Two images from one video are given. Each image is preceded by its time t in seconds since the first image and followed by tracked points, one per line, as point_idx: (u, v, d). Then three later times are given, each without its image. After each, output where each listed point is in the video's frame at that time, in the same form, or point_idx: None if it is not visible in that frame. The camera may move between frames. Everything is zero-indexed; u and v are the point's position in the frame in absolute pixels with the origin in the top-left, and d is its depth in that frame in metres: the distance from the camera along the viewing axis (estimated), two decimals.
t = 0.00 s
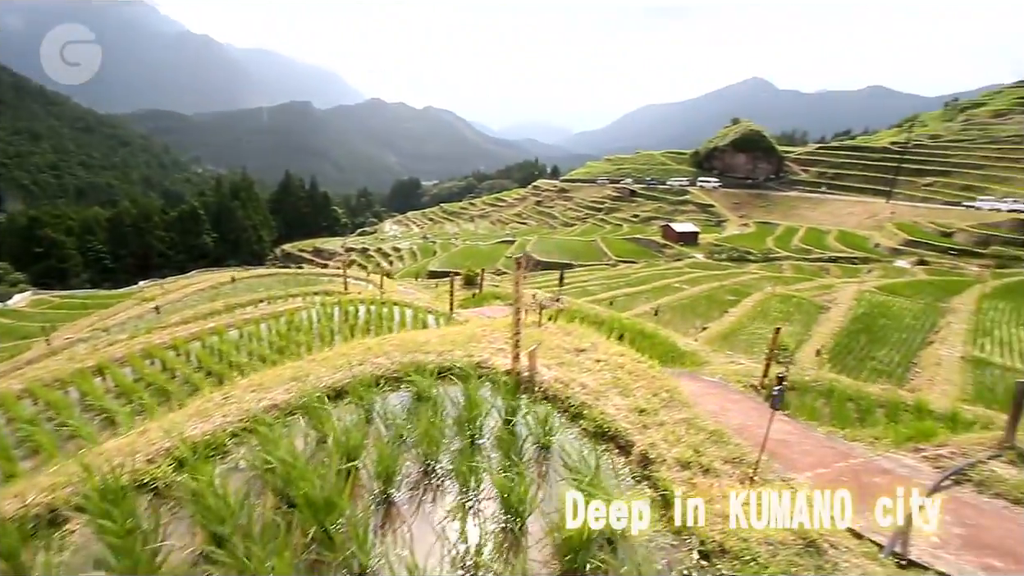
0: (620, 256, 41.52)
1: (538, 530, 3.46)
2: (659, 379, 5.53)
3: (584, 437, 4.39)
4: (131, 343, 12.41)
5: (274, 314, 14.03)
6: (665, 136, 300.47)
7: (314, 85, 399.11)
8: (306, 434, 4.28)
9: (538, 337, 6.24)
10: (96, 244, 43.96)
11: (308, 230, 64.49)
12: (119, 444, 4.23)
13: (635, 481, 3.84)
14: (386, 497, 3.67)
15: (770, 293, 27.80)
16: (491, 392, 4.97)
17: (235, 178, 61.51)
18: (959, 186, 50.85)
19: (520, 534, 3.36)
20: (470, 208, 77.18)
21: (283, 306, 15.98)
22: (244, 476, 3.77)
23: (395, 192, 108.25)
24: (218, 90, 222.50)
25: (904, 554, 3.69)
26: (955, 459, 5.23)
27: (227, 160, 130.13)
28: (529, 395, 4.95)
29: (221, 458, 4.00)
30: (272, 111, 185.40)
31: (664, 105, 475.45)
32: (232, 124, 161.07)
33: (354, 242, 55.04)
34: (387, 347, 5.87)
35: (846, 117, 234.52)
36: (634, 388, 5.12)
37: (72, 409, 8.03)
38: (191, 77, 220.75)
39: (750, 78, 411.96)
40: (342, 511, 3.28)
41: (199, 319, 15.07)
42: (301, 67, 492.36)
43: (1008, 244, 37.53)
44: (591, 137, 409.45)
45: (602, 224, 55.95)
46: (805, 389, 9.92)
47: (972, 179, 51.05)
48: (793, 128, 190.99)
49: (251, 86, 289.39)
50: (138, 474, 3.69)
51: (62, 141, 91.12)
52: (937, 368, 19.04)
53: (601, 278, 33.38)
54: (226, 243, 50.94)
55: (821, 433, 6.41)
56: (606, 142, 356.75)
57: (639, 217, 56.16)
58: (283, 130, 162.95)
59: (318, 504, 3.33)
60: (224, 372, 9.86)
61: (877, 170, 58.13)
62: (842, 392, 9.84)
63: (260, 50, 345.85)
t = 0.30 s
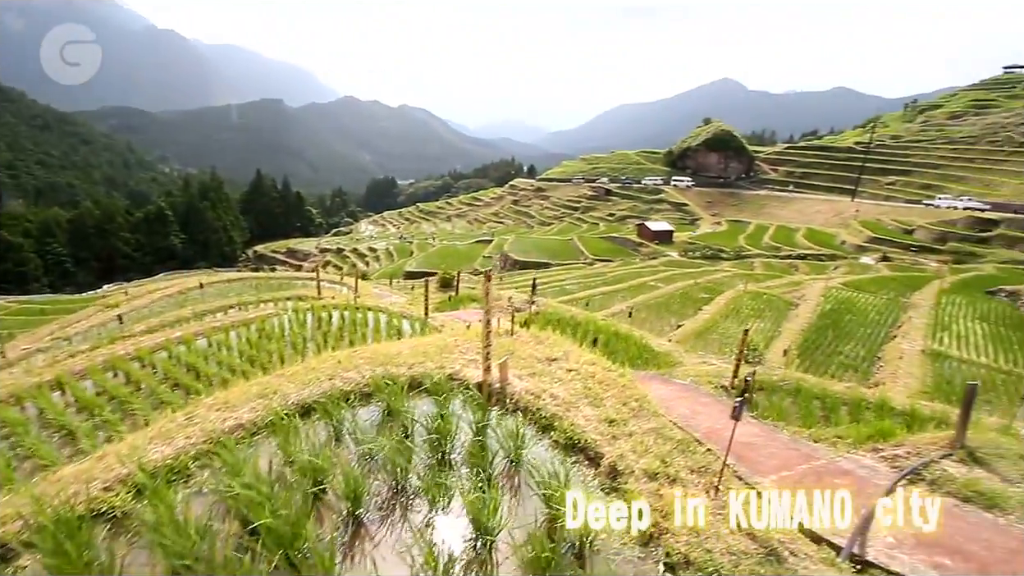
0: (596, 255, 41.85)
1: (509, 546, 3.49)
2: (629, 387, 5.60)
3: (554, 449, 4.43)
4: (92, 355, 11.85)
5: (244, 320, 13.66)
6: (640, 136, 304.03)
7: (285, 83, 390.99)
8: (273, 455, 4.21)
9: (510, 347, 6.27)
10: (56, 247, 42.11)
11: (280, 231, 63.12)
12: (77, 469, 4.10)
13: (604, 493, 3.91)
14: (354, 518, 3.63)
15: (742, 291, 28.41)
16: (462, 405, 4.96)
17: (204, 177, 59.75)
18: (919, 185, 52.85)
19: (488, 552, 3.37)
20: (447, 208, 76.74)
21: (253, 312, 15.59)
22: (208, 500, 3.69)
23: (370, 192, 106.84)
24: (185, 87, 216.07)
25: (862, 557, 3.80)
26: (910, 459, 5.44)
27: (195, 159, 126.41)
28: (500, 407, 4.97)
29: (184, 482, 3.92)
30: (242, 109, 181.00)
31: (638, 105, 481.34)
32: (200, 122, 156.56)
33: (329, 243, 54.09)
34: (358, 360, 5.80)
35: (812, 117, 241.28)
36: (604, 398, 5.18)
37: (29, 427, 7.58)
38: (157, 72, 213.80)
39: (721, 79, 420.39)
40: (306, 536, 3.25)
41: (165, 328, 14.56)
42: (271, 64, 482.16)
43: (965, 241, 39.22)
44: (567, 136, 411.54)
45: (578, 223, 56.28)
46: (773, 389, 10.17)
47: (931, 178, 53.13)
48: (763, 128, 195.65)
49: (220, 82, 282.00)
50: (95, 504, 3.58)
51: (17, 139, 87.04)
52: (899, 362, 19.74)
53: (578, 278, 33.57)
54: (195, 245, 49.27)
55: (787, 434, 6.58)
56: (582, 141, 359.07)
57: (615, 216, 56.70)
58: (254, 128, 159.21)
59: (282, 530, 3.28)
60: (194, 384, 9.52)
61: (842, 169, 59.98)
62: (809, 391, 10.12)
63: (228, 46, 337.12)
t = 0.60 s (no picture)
0: (577, 254, 42.07)
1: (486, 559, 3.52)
2: (605, 397, 5.65)
3: (530, 461, 4.48)
4: (59, 367, 11.44)
5: (220, 327, 13.36)
6: (620, 135, 306.25)
7: (261, 80, 383.58)
8: (247, 476, 4.17)
9: (487, 358, 6.30)
10: (20, 250, 40.60)
11: (257, 231, 61.97)
12: (39, 497, 3.99)
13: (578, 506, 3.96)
14: (328, 540, 3.61)
15: (720, 288, 28.89)
16: (438, 419, 4.96)
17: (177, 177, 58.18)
18: (888, 183, 54.36)
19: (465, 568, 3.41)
20: (428, 208, 76.27)
21: (228, 319, 15.24)
22: (180, 526, 3.65)
23: (350, 192, 105.59)
24: (157, 83, 210.31)
25: (830, 560, 3.98)
26: (876, 461, 5.63)
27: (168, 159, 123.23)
28: (477, 420, 5.00)
29: (154, 507, 3.85)
30: (217, 107, 177.16)
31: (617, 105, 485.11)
32: (172, 120, 152.67)
33: (308, 244, 53.29)
34: (334, 374, 5.75)
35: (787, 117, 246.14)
36: (580, 409, 5.25)
37: None
38: (127, 68, 207.74)
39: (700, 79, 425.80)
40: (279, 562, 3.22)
41: (136, 337, 14.17)
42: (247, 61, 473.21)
43: (932, 238, 40.51)
44: (548, 135, 412.39)
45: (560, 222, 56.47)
46: (748, 390, 10.35)
47: (900, 177, 54.70)
48: (740, 127, 198.97)
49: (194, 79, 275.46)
50: (58, 534, 3.50)
51: None
52: (871, 357, 20.29)
53: (560, 277, 33.71)
54: (168, 246, 48.05)
55: (760, 437, 6.73)
56: (562, 140, 360.40)
57: (596, 215, 57.06)
58: (229, 127, 155.91)
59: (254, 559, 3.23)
60: (166, 397, 9.28)
61: (816, 168, 61.35)
62: (782, 392, 10.35)
63: (202, 43, 329.48)
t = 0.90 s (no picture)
0: (560, 253, 42.23)
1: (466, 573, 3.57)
2: (586, 407, 5.74)
3: (510, 474, 4.54)
4: (29, 380, 11.10)
5: (198, 336, 13.11)
6: (602, 134, 307.94)
7: (238, 78, 376.54)
8: (223, 497, 4.14)
9: (468, 368, 6.32)
10: None
11: (236, 233, 60.91)
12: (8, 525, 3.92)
13: (559, 519, 4.03)
14: (307, 561, 3.60)
15: (701, 287, 29.28)
16: (418, 432, 4.99)
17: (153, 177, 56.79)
18: (862, 182, 55.64)
19: None
20: (411, 208, 75.79)
21: (206, 327, 14.97)
22: (157, 548, 3.62)
23: (331, 192, 104.37)
24: (130, 81, 204.95)
25: (802, 563, 4.02)
26: (846, 464, 5.81)
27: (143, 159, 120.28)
28: (457, 433, 5.03)
29: (129, 531, 3.81)
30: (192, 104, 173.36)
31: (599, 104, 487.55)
32: (146, 119, 149.04)
33: (288, 245, 52.55)
34: (313, 388, 5.73)
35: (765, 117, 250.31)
36: (560, 419, 5.33)
37: None
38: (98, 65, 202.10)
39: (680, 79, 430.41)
40: None
41: (110, 347, 13.83)
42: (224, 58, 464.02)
43: (904, 236, 41.64)
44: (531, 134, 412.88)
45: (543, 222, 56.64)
46: (727, 390, 10.53)
47: (874, 176, 56.07)
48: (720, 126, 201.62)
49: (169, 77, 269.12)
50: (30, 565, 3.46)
51: None
52: (846, 353, 20.80)
53: (543, 277, 33.82)
54: (144, 249, 46.95)
55: (737, 442, 6.85)
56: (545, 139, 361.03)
57: (579, 215, 57.37)
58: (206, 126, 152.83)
59: None
60: (142, 410, 9.08)
61: (793, 167, 62.51)
62: (759, 392, 10.56)
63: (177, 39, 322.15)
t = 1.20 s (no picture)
0: (546, 253, 42.34)
1: None
2: (567, 415, 5.81)
3: (493, 486, 4.60)
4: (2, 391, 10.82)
5: (179, 343, 12.90)
6: (587, 134, 309.14)
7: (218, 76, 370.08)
8: (204, 516, 4.12)
9: (451, 378, 6.35)
10: None
11: (218, 234, 59.92)
12: None
13: (542, 531, 4.09)
14: None
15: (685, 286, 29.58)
16: (400, 444, 5.01)
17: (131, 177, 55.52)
18: (841, 181, 56.72)
19: None
20: (396, 208, 75.30)
21: (188, 333, 14.72)
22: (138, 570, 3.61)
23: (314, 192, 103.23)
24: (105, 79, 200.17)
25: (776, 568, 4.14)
26: (821, 466, 5.97)
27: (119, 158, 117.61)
28: (440, 443, 5.07)
29: (108, 553, 3.78)
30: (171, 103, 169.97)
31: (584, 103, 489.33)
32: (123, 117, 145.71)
33: (271, 246, 51.86)
34: (295, 401, 5.72)
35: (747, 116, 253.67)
36: (542, 429, 5.39)
37: None
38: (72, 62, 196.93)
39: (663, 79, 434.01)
40: None
41: (88, 357, 13.54)
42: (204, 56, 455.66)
43: (881, 234, 42.56)
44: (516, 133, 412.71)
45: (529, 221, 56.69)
46: (709, 392, 10.68)
47: (852, 175, 57.17)
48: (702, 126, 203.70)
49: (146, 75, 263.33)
50: None
51: None
52: (826, 350, 21.21)
53: (530, 276, 33.88)
54: (122, 251, 45.94)
55: (718, 445, 6.98)
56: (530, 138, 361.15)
57: (565, 214, 57.57)
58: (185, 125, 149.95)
59: None
60: (122, 421, 8.93)
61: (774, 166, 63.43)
62: (740, 393, 10.73)
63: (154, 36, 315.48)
